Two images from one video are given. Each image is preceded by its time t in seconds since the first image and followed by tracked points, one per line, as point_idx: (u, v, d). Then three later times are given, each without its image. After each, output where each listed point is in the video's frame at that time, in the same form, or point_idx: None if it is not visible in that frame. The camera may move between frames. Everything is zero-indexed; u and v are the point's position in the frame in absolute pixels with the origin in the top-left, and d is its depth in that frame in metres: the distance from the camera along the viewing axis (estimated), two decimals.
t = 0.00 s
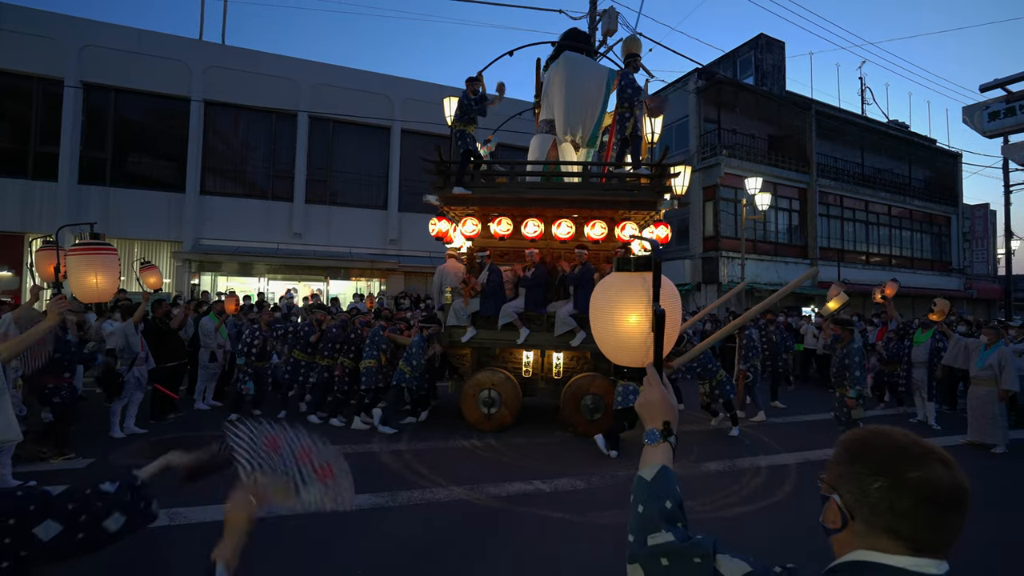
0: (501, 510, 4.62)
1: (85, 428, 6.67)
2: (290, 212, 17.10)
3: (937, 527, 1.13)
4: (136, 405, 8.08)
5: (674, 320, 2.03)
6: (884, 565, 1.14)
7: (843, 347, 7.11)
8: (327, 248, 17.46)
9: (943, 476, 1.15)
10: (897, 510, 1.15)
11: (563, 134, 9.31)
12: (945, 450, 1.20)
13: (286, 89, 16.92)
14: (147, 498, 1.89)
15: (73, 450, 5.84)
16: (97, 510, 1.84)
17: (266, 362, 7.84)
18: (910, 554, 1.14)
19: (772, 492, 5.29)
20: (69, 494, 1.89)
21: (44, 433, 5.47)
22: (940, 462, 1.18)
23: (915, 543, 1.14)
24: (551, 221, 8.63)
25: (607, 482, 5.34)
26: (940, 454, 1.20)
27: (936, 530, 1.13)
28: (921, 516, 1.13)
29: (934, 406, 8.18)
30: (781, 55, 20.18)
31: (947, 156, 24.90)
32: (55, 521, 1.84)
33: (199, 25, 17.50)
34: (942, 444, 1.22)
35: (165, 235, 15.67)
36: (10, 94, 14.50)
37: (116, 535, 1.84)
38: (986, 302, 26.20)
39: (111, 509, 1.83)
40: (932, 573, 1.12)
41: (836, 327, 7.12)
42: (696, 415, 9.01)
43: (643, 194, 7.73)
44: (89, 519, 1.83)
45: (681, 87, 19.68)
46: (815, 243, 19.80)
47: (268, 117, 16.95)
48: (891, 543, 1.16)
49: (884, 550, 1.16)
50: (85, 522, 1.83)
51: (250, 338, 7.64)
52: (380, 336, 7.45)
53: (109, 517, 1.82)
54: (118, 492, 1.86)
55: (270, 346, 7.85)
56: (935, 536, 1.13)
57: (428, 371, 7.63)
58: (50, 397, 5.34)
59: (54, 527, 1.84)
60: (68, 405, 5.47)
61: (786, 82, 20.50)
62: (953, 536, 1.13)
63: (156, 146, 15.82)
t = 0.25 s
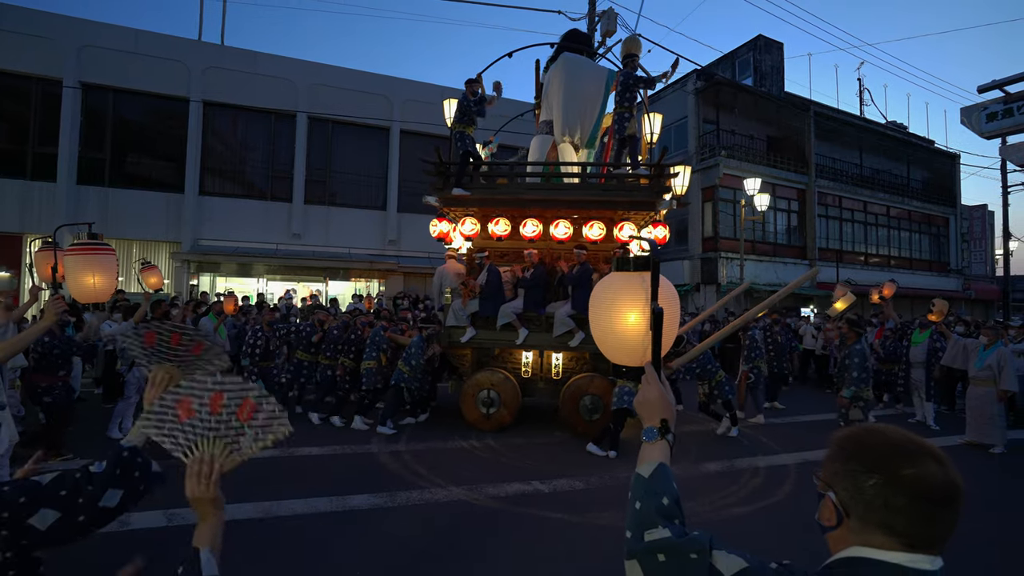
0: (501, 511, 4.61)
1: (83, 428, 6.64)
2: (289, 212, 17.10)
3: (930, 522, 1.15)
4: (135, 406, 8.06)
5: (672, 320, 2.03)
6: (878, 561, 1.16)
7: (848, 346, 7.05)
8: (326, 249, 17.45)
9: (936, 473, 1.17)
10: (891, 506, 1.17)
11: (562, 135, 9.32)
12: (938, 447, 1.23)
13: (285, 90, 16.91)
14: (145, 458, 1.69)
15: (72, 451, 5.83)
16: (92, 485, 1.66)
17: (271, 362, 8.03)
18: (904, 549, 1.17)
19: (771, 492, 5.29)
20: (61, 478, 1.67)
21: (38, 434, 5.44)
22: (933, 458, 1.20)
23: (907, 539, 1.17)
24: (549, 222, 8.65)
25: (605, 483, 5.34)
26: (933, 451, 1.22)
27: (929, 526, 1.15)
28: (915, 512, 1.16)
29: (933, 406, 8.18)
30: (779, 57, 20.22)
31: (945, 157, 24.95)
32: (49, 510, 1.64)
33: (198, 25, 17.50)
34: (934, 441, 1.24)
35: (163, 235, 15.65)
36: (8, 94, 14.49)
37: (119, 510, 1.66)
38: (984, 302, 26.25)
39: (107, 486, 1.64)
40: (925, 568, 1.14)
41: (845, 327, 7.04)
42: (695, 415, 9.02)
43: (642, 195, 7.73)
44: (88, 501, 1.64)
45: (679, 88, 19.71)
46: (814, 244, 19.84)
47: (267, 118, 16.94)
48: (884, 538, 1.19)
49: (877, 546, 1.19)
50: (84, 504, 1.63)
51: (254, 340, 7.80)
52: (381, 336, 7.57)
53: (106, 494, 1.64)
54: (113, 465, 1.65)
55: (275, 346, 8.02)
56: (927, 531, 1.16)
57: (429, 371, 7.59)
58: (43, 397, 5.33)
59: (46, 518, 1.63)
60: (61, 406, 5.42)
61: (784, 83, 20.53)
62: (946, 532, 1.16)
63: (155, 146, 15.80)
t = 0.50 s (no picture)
0: (498, 512, 4.61)
1: (80, 429, 6.64)
2: (288, 213, 17.11)
3: (923, 521, 1.16)
4: (133, 407, 8.05)
5: (671, 319, 2.04)
6: (872, 558, 1.17)
7: (860, 348, 7.23)
8: (325, 250, 17.44)
9: (929, 471, 1.17)
10: (885, 505, 1.18)
11: (560, 136, 9.32)
12: (931, 445, 1.23)
13: (285, 91, 16.92)
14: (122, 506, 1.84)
15: (69, 452, 5.83)
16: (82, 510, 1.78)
17: (271, 362, 8.05)
18: (897, 547, 1.18)
19: (769, 493, 5.29)
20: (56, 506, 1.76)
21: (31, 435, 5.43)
22: (927, 456, 1.21)
23: (901, 536, 1.17)
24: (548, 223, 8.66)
25: (604, 484, 5.34)
26: (926, 450, 1.23)
27: (924, 524, 1.16)
28: (908, 511, 1.16)
29: (932, 407, 8.18)
30: (777, 58, 20.26)
31: (943, 158, 25.01)
32: (29, 526, 1.73)
33: (198, 27, 17.51)
34: (928, 440, 1.25)
35: (162, 236, 15.63)
36: (7, 95, 14.49)
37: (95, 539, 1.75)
38: (982, 303, 26.29)
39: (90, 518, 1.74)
40: (919, 566, 1.15)
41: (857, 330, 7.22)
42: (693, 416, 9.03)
43: (640, 196, 7.75)
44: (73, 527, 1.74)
45: (678, 89, 19.75)
46: (813, 245, 19.88)
47: (266, 119, 16.95)
48: (879, 536, 1.19)
49: (872, 544, 1.20)
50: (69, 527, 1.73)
51: (255, 338, 7.79)
52: (380, 337, 7.49)
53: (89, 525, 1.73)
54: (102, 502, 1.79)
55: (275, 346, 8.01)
56: (921, 529, 1.16)
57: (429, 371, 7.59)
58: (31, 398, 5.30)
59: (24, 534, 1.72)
60: (47, 408, 5.39)
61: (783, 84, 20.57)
62: (940, 531, 1.16)
63: (154, 147, 15.80)
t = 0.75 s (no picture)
0: (496, 513, 4.62)
1: (78, 431, 6.62)
2: (287, 214, 17.11)
3: (917, 519, 1.16)
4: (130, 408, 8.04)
5: (666, 318, 2.05)
6: (867, 556, 1.17)
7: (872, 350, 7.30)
8: (324, 251, 17.45)
9: (922, 470, 1.18)
10: (878, 503, 1.18)
11: (558, 138, 9.31)
12: (924, 443, 1.24)
13: (284, 92, 16.93)
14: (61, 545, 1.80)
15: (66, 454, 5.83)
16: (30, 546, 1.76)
17: (273, 362, 8.06)
18: (891, 545, 1.18)
19: (768, 494, 5.30)
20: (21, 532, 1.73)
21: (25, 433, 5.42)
22: (919, 455, 1.22)
23: (894, 534, 1.18)
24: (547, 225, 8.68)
25: (602, 485, 5.34)
26: (918, 448, 1.23)
27: (917, 522, 1.16)
28: (902, 509, 1.17)
29: (930, 407, 8.20)
30: (776, 60, 20.31)
31: (941, 159, 25.07)
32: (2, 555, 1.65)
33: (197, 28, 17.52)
34: (921, 438, 1.25)
35: (161, 237, 15.61)
36: (5, 96, 14.48)
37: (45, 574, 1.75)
38: (980, 304, 26.33)
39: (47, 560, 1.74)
40: (913, 564, 1.15)
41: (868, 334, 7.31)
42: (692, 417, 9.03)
43: (639, 197, 7.72)
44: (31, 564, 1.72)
45: (677, 91, 19.77)
46: (811, 246, 19.91)
47: (265, 120, 16.95)
48: (872, 534, 1.20)
49: (867, 542, 1.20)
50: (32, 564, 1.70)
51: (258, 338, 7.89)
52: (381, 338, 7.57)
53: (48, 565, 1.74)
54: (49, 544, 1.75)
55: (277, 346, 8.08)
56: (915, 528, 1.16)
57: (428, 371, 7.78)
58: (26, 398, 5.29)
59: None
60: (43, 407, 5.40)
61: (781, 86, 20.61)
62: (933, 528, 1.16)
63: (153, 148, 15.80)
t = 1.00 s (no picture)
0: (494, 513, 4.62)
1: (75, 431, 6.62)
2: (286, 215, 17.10)
3: (913, 518, 1.16)
4: (128, 409, 8.03)
5: (660, 320, 2.05)
6: (862, 556, 1.18)
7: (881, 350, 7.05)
8: (323, 252, 17.43)
9: (917, 469, 1.18)
10: (873, 503, 1.18)
11: (558, 138, 9.31)
12: (919, 442, 1.24)
13: (282, 93, 16.93)
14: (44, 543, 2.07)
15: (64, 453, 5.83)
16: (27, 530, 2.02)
17: (276, 361, 8.12)
18: (885, 544, 1.19)
19: (765, 494, 5.31)
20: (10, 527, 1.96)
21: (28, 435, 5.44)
22: (914, 454, 1.22)
23: (888, 534, 1.18)
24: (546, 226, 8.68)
25: (600, 485, 5.34)
26: (913, 447, 1.24)
27: (912, 521, 1.16)
28: (897, 508, 1.16)
29: (927, 408, 8.22)
30: (774, 61, 20.34)
31: (938, 160, 25.11)
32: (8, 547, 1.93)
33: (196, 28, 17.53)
34: (916, 437, 1.26)
35: (159, 238, 15.61)
36: (4, 97, 14.48)
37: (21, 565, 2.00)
38: (978, 305, 26.37)
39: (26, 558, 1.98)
40: (907, 564, 1.15)
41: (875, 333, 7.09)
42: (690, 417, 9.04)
43: (637, 197, 7.70)
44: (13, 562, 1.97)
45: (676, 92, 19.78)
46: (810, 246, 19.94)
47: (264, 121, 16.95)
48: (867, 534, 1.20)
49: (861, 542, 1.20)
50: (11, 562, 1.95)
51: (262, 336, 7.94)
52: (383, 338, 7.73)
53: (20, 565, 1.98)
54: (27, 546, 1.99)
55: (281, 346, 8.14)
56: (908, 527, 1.17)
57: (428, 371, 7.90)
58: (33, 399, 5.29)
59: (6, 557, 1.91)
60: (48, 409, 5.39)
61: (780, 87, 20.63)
62: (927, 527, 1.17)
63: (152, 149, 15.79)
